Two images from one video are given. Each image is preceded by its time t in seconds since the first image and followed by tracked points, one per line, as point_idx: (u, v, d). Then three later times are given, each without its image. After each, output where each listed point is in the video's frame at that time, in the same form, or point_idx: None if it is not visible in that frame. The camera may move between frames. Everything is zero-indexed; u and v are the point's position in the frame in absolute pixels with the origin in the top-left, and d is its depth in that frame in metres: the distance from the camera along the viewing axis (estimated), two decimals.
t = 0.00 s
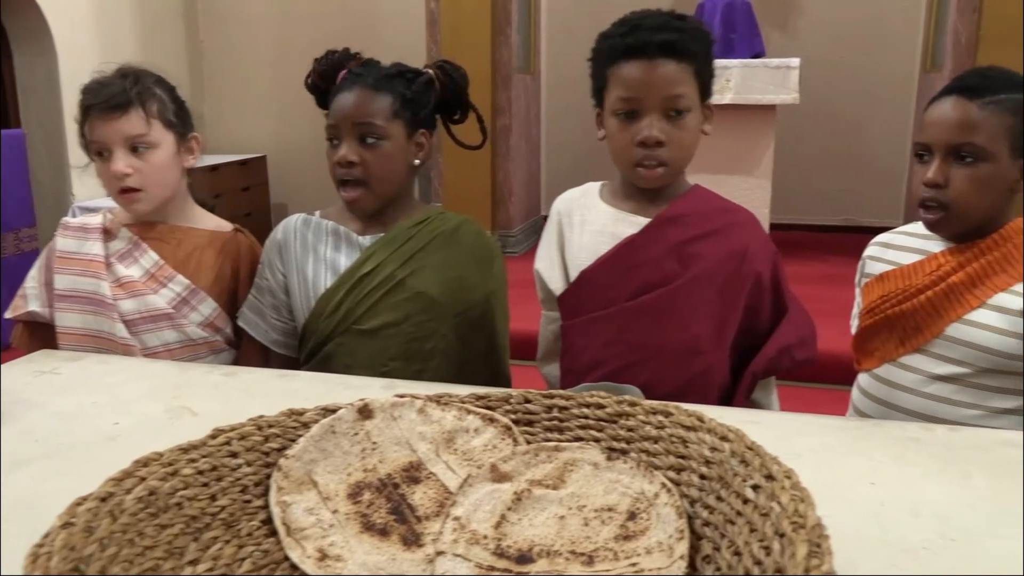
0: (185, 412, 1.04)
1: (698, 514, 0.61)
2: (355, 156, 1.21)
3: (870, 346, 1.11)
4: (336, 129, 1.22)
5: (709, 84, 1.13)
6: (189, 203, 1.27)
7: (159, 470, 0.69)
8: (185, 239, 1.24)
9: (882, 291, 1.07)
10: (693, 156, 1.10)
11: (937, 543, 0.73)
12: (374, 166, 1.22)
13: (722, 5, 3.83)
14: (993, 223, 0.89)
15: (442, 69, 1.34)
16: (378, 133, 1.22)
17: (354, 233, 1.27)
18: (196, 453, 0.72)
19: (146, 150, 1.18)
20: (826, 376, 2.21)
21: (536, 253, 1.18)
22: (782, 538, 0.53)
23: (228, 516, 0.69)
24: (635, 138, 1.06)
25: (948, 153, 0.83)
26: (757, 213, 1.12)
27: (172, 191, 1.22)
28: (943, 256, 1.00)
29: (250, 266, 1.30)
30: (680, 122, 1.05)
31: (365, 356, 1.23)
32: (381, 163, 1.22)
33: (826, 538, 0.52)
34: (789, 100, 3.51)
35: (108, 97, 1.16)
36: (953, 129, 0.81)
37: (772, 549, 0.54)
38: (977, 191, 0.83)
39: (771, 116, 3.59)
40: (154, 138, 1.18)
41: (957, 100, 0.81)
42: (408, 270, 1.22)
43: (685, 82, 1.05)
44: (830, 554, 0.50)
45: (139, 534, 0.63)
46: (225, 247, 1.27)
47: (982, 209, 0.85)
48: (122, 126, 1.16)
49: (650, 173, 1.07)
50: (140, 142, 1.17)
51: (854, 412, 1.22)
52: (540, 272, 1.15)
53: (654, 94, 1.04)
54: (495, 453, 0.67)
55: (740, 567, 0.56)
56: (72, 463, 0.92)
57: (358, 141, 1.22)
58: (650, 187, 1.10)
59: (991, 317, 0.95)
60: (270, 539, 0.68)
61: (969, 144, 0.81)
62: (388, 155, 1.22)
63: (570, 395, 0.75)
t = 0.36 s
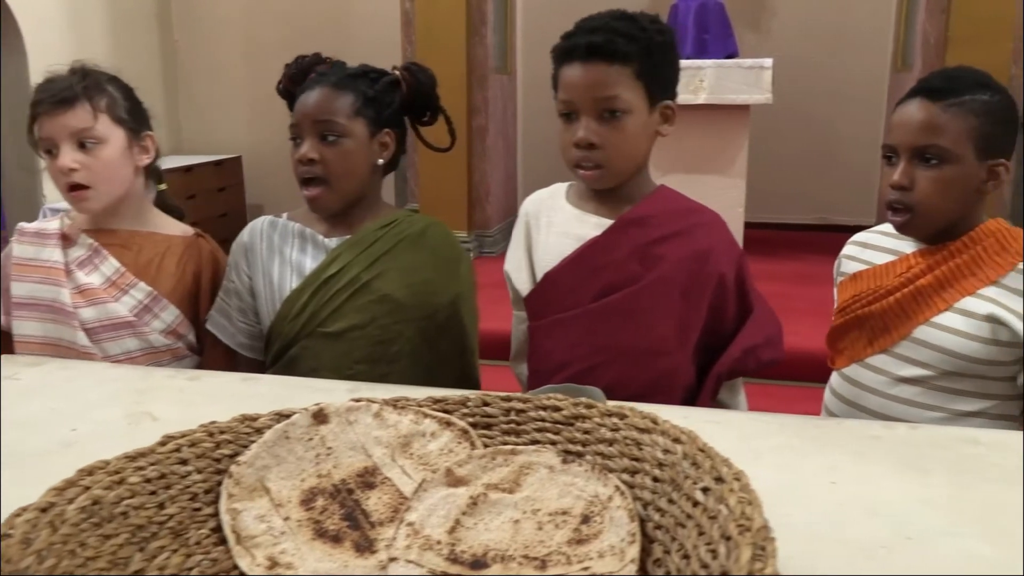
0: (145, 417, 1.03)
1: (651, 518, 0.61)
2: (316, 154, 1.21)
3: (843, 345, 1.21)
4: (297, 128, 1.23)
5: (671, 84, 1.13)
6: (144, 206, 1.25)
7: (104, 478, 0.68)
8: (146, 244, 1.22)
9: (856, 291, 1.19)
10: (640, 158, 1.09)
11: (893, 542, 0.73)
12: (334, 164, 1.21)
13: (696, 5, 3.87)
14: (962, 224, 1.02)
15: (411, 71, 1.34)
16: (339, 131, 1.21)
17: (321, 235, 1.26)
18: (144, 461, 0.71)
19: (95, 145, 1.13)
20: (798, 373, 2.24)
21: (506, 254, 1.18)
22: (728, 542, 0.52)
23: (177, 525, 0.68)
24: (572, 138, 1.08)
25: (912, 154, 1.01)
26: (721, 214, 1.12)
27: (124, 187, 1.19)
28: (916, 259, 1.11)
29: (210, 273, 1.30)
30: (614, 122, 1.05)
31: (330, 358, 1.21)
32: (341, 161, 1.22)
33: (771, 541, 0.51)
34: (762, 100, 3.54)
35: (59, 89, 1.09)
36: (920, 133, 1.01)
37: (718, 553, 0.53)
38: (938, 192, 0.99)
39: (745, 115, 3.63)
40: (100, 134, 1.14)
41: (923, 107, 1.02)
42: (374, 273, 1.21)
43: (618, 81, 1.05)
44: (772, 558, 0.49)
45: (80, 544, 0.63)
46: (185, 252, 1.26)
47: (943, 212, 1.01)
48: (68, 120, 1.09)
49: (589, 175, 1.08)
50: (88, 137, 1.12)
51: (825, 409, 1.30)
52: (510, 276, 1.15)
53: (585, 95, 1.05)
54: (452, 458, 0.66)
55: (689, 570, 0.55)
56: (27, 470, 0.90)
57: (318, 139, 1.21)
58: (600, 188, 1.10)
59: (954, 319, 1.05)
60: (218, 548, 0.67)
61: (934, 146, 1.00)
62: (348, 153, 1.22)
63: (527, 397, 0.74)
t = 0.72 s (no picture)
0: (108, 425, 1.01)
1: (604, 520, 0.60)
2: (281, 156, 1.22)
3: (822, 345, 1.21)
4: (262, 130, 1.24)
5: (638, 84, 1.11)
6: (108, 208, 1.24)
7: (52, 487, 0.68)
8: (109, 249, 1.21)
9: (835, 291, 1.19)
10: (599, 158, 1.08)
11: (855, 541, 0.73)
12: (300, 166, 1.22)
13: (673, 6, 3.87)
14: (939, 224, 1.08)
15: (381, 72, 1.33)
16: (304, 133, 1.22)
17: (289, 239, 1.27)
18: (94, 469, 0.70)
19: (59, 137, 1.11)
20: (773, 371, 2.25)
21: (478, 254, 1.18)
22: (677, 544, 0.51)
23: (127, 534, 0.67)
24: (530, 138, 1.08)
25: (886, 153, 1.06)
26: (690, 215, 1.12)
27: (84, 183, 1.17)
28: (894, 259, 1.13)
29: (176, 278, 1.28)
30: (568, 122, 1.05)
31: (298, 363, 1.19)
32: (306, 163, 1.22)
33: (719, 542, 0.50)
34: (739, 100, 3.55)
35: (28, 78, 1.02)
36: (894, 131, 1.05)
37: (668, 555, 0.53)
38: (912, 191, 1.05)
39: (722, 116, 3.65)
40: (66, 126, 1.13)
41: (896, 108, 1.06)
42: (343, 276, 1.21)
43: (571, 81, 1.05)
44: (719, 559, 0.49)
45: (24, 556, 0.63)
46: (149, 256, 1.25)
47: (916, 212, 1.06)
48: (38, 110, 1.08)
49: (546, 175, 1.08)
50: (51, 128, 1.10)
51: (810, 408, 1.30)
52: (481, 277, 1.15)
53: (540, 96, 1.05)
54: (410, 462, 0.65)
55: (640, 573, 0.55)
56: None
57: (284, 141, 1.22)
58: (561, 188, 1.10)
59: (932, 319, 1.07)
60: (170, 557, 0.66)
61: (908, 144, 1.04)
62: (314, 155, 1.23)
63: (488, 400, 0.72)
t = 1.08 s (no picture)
0: (79, 430, 1.00)
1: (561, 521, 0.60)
2: (251, 162, 1.21)
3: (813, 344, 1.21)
4: (231, 136, 1.24)
5: (608, 86, 1.11)
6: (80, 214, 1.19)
7: (7, 494, 0.67)
8: (81, 257, 1.18)
9: (826, 290, 1.19)
10: (567, 160, 1.08)
11: (819, 539, 0.73)
12: (270, 171, 1.22)
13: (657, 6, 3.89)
14: (928, 223, 1.09)
15: (351, 74, 1.33)
16: (273, 139, 1.22)
17: (262, 243, 1.27)
18: (50, 476, 0.69)
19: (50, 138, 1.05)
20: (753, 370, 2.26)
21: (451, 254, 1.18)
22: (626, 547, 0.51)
23: (83, 540, 0.67)
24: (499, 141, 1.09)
25: (875, 151, 1.07)
26: (663, 216, 1.12)
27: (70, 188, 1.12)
28: (884, 258, 1.13)
29: (150, 284, 1.28)
30: (536, 125, 1.05)
31: (271, 368, 1.20)
32: (276, 168, 1.22)
33: (668, 545, 0.50)
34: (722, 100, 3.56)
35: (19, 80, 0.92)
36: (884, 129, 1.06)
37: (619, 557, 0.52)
38: (901, 189, 1.06)
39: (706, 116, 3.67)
40: (58, 127, 1.07)
41: (885, 106, 1.07)
42: (316, 280, 1.22)
43: (538, 83, 1.05)
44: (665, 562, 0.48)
45: None
46: (122, 262, 1.24)
47: (906, 210, 1.07)
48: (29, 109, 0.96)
49: (515, 176, 1.09)
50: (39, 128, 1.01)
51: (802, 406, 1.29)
52: (456, 280, 1.15)
53: (508, 99, 1.06)
54: (372, 465, 0.65)
55: None
56: None
57: (252, 146, 1.22)
58: (534, 189, 1.10)
59: (920, 318, 1.08)
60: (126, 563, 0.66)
61: (897, 142, 1.05)
62: (284, 160, 1.23)
63: (452, 402, 0.72)
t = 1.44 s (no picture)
0: (57, 432, 0.99)
1: (522, 524, 0.60)
2: (231, 166, 1.22)
3: (802, 346, 1.21)
4: (212, 139, 1.24)
5: (585, 88, 1.12)
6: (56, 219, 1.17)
7: None
8: (55, 257, 1.16)
9: (813, 291, 1.19)
10: (546, 163, 1.09)
11: (790, 540, 0.73)
12: (251, 174, 1.23)
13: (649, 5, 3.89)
14: (916, 221, 1.09)
15: (331, 79, 1.35)
16: (253, 142, 1.23)
17: (244, 247, 1.29)
18: (16, 481, 0.70)
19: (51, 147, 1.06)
20: (743, 369, 2.26)
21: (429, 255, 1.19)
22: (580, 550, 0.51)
23: (48, 545, 0.67)
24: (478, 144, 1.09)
25: (865, 147, 1.07)
26: (638, 215, 1.13)
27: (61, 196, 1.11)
28: (872, 257, 1.13)
29: (125, 285, 1.28)
30: (514, 129, 1.06)
31: (253, 372, 1.20)
32: (257, 172, 1.23)
33: (620, 548, 0.50)
34: (714, 99, 3.57)
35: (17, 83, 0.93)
36: (874, 126, 1.06)
37: (572, 560, 0.52)
38: (889, 186, 1.05)
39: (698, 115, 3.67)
40: (61, 138, 1.08)
41: (878, 101, 1.07)
42: (297, 284, 1.23)
43: (518, 86, 1.06)
44: (616, 565, 0.48)
45: None
46: (96, 262, 1.24)
47: (891, 208, 1.07)
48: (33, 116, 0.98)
49: (494, 178, 1.09)
50: (46, 136, 1.03)
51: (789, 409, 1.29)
52: (434, 281, 1.16)
53: (488, 101, 1.06)
54: (339, 468, 0.65)
55: None
56: None
57: (233, 150, 1.23)
58: (513, 191, 1.10)
59: (913, 316, 1.08)
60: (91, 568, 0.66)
61: (887, 139, 1.05)
62: (264, 164, 1.24)
63: (421, 406, 0.72)
